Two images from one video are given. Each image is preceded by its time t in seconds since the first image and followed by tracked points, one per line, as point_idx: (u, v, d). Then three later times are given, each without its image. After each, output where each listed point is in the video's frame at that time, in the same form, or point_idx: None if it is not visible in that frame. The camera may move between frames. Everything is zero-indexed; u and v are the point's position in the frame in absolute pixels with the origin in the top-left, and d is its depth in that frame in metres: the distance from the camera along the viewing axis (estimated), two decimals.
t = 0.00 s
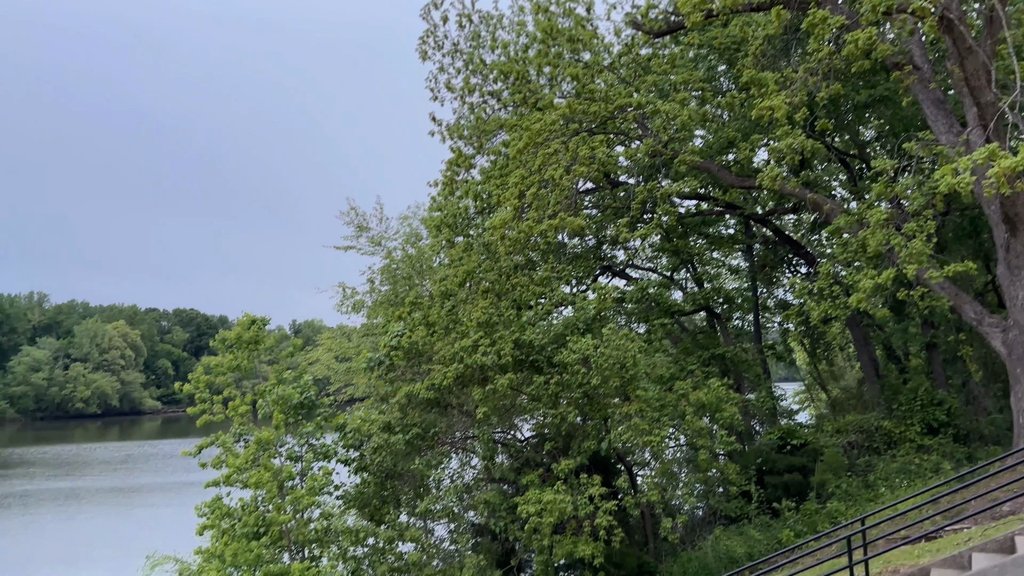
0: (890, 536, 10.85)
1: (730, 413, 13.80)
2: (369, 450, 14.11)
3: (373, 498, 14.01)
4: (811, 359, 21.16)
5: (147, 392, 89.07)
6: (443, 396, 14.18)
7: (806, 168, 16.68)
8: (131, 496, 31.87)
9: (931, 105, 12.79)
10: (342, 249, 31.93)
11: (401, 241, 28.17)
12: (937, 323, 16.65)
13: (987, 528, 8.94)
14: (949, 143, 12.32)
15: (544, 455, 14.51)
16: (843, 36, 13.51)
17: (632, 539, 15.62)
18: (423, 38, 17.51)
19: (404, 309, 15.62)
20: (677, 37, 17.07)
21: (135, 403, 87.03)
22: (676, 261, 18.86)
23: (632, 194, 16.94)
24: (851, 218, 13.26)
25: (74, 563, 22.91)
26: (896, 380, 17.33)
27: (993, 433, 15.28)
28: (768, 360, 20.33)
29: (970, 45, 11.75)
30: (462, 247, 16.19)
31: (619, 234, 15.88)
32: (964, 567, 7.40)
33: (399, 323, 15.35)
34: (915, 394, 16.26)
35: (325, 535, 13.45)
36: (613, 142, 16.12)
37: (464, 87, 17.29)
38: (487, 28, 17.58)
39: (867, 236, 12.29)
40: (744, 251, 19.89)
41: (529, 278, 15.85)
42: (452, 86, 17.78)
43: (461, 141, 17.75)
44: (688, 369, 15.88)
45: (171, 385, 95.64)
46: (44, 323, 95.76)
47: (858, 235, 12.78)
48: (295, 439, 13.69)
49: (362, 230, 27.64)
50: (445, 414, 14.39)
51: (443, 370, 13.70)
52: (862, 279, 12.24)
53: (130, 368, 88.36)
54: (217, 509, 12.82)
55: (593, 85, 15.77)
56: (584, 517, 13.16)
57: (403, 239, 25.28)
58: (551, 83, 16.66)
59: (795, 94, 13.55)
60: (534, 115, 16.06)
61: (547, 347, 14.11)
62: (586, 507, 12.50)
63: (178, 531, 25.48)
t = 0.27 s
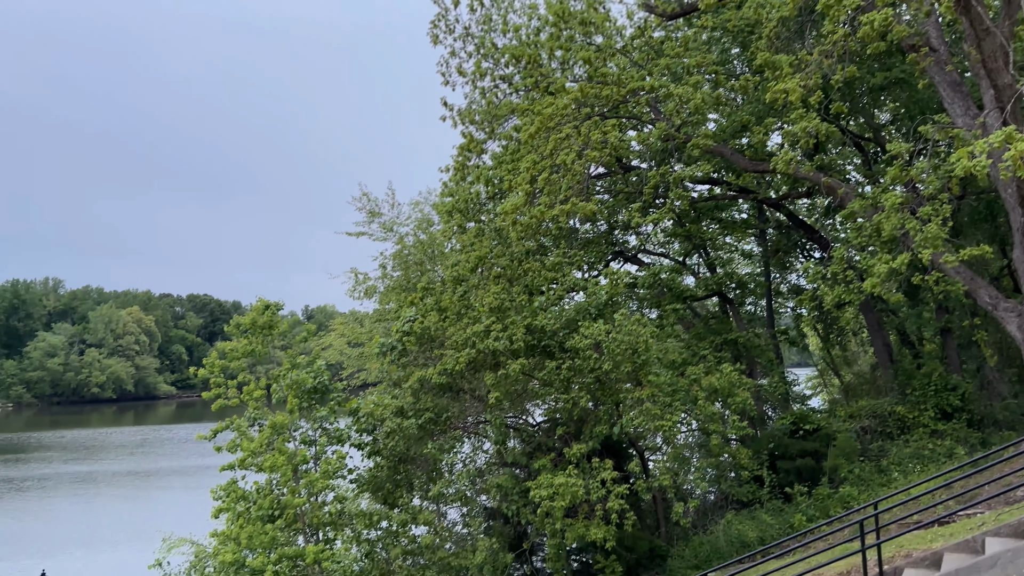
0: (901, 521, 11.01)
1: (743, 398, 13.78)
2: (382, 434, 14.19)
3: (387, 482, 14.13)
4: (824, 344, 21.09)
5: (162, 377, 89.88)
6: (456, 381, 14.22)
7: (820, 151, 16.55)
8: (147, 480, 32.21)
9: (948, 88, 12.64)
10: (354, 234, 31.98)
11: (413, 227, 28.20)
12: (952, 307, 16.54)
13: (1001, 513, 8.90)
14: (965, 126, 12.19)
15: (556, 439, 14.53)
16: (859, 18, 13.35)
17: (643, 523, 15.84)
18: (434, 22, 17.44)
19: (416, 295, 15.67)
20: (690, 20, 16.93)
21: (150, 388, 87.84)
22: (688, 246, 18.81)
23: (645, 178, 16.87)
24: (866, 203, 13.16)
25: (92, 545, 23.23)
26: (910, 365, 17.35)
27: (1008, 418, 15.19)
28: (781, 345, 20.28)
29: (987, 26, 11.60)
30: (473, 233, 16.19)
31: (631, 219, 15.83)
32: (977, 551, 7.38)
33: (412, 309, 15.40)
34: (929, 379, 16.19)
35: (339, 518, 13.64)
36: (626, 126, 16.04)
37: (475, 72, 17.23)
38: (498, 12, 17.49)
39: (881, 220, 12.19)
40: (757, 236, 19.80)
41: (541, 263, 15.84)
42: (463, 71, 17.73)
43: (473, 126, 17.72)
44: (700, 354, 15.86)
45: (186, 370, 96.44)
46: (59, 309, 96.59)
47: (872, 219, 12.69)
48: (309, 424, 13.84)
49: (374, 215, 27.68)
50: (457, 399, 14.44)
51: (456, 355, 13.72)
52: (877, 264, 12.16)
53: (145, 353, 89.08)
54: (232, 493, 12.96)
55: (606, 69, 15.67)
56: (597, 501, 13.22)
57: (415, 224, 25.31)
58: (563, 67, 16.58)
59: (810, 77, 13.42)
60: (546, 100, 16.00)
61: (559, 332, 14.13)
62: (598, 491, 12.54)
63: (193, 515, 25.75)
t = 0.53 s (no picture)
0: (907, 510, 11.03)
1: (749, 388, 13.76)
2: (388, 423, 14.23)
3: (393, 471, 14.19)
4: (830, 334, 21.05)
5: (169, 367, 90.29)
6: (462, 370, 14.25)
7: (828, 141, 16.47)
8: (155, 469, 32.39)
9: (956, 76, 12.55)
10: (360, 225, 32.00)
11: (418, 217, 28.20)
12: (959, 297, 16.48)
13: (1008, 502, 8.89)
14: (974, 115, 12.10)
15: (561, 429, 14.54)
16: (867, 5, 13.25)
17: (649, 513, 15.90)
18: (439, 11, 17.38)
19: (422, 285, 15.70)
20: (697, 8, 16.85)
21: (157, 378, 88.25)
22: (694, 236, 18.77)
23: (651, 168, 16.82)
24: (874, 192, 13.10)
25: (101, 534, 23.39)
26: (916, 355, 17.31)
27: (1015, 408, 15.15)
28: (787, 335, 20.24)
29: (997, 13, 11.50)
30: (479, 223, 16.16)
31: (637, 209, 15.80)
32: (983, 541, 7.40)
33: (418, 299, 15.42)
34: (936, 369, 16.15)
35: (345, 508, 13.58)
36: (632, 116, 15.98)
37: (481, 61, 17.18)
38: (504, 0, 17.42)
39: (889, 209, 12.13)
40: (764, 226, 19.73)
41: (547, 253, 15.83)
42: (469, 60, 17.67)
43: (478, 116, 17.69)
44: (706, 344, 15.85)
45: (193, 360, 96.83)
46: (67, 299, 97.03)
47: (880, 208, 12.64)
48: (316, 413, 13.92)
49: (380, 206, 27.67)
50: (463, 388, 14.47)
51: (462, 345, 13.72)
52: (884, 253, 12.10)
53: (152, 343, 89.44)
54: (240, 481, 13.04)
55: (612, 58, 15.60)
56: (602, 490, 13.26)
57: (421, 214, 25.30)
58: (569, 56, 16.52)
59: (818, 66, 13.33)
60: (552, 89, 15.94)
61: (565, 322, 14.12)
62: (603, 480, 12.58)
63: (201, 503, 25.91)
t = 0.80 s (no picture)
0: (909, 499, 11.06)
1: (752, 378, 13.77)
2: (392, 414, 14.26)
3: (396, 461, 14.24)
4: (833, 325, 21.04)
5: (172, 359, 90.50)
6: (465, 361, 14.28)
7: (831, 131, 16.42)
8: (158, 460, 32.51)
9: (961, 66, 12.50)
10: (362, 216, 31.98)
11: (420, 208, 28.18)
12: (962, 288, 16.46)
13: (1010, 492, 8.90)
14: (978, 104, 12.06)
15: (564, 419, 14.57)
16: None
17: (652, 502, 15.98)
18: (442, 1, 17.33)
19: (425, 275, 15.72)
20: None
21: (160, 369, 88.48)
22: (697, 227, 18.76)
23: (654, 158, 16.79)
24: (877, 182, 13.07)
25: (105, 524, 23.50)
26: (919, 345, 17.32)
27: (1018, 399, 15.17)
28: (790, 326, 20.24)
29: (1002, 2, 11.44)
30: (482, 214, 16.15)
31: (640, 199, 15.78)
32: (986, 530, 7.43)
33: (421, 290, 15.43)
34: (939, 359, 16.15)
35: (350, 497, 13.75)
36: (635, 106, 15.94)
37: (484, 51, 17.14)
38: None
39: (893, 199, 12.10)
40: (767, 216, 19.70)
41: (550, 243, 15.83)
42: (471, 50, 17.63)
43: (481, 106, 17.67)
44: (709, 335, 15.86)
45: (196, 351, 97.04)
46: (70, 290, 97.20)
47: (883, 198, 12.61)
48: (320, 403, 14.00)
49: (382, 196, 27.66)
50: (466, 378, 14.50)
51: (465, 335, 13.73)
52: (888, 244, 12.08)
53: (155, 334, 89.63)
54: (244, 471, 13.08)
55: (615, 48, 15.56)
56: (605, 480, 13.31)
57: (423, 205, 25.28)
58: (572, 46, 16.48)
59: (822, 55, 13.28)
60: (555, 79, 15.91)
61: (568, 312, 14.13)
62: (606, 470, 12.61)
63: (205, 493, 26.03)
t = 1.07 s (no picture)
0: (908, 490, 11.10)
1: (752, 369, 13.79)
2: (392, 405, 14.29)
3: (397, 451, 14.28)
4: (833, 317, 21.06)
5: (172, 350, 90.57)
6: (465, 352, 14.30)
7: (832, 122, 16.39)
8: (159, 451, 32.57)
9: (962, 57, 12.47)
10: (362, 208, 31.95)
11: (420, 199, 28.16)
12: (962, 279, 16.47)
13: (1009, 482, 8.93)
14: (979, 95, 12.04)
15: (564, 410, 14.58)
16: None
17: (652, 493, 16.03)
18: None
19: (425, 267, 15.72)
20: None
21: (160, 361, 88.58)
22: (697, 218, 18.76)
23: (654, 150, 16.77)
24: (878, 173, 13.06)
25: (106, 515, 23.57)
26: (919, 337, 17.33)
27: (1017, 390, 15.20)
28: (790, 317, 20.26)
29: None
30: (482, 205, 16.13)
31: (640, 191, 15.77)
32: (985, 520, 7.46)
33: (421, 281, 15.44)
34: (939, 351, 16.16)
35: (350, 487, 13.80)
36: (635, 97, 15.91)
37: (484, 42, 17.09)
38: None
39: (893, 191, 12.10)
40: (767, 208, 19.69)
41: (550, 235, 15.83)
42: (472, 41, 17.60)
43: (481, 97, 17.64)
44: (709, 327, 15.87)
45: (195, 343, 97.11)
46: (69, 282, 97.19)
47: (883, 190, 12.61)
48: (320, 395, 14.04)
49: (382, 188, 27.64)
50: (466, 370, 14.53)
51: (466, 327, 13.74)
52: (888, 235, 12.09)
53: (155, 326, 89.64)
54: (245, 462, 13.10)
55: (615, 39, 15.52)
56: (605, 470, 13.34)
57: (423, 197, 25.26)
58: (572, 37, 16.44)
59: (823, 46, 13.26)
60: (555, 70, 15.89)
61: (568, 304, 14.14)
62: (606, 461, 12.64)
63: (205, 484, 26.09)
